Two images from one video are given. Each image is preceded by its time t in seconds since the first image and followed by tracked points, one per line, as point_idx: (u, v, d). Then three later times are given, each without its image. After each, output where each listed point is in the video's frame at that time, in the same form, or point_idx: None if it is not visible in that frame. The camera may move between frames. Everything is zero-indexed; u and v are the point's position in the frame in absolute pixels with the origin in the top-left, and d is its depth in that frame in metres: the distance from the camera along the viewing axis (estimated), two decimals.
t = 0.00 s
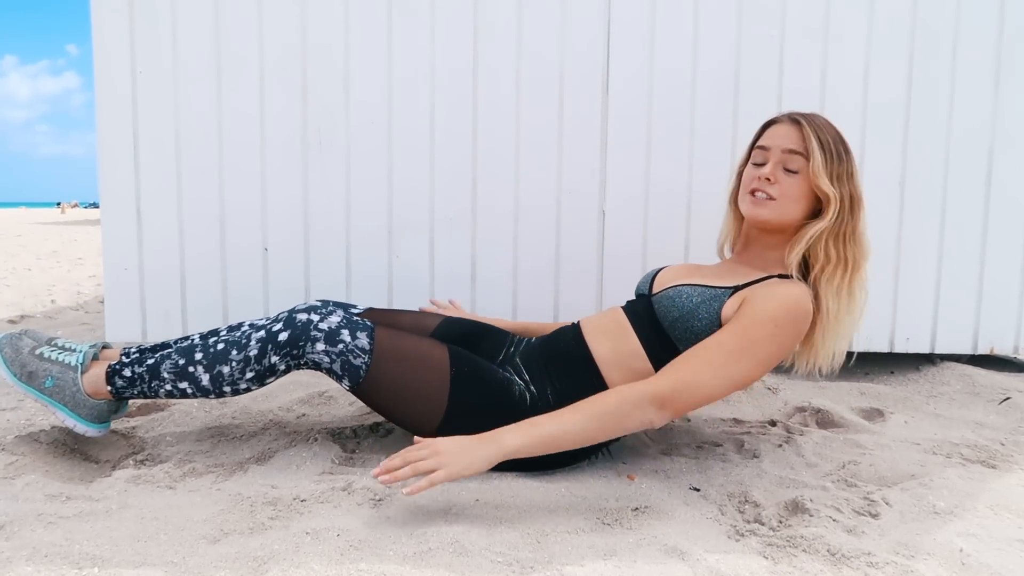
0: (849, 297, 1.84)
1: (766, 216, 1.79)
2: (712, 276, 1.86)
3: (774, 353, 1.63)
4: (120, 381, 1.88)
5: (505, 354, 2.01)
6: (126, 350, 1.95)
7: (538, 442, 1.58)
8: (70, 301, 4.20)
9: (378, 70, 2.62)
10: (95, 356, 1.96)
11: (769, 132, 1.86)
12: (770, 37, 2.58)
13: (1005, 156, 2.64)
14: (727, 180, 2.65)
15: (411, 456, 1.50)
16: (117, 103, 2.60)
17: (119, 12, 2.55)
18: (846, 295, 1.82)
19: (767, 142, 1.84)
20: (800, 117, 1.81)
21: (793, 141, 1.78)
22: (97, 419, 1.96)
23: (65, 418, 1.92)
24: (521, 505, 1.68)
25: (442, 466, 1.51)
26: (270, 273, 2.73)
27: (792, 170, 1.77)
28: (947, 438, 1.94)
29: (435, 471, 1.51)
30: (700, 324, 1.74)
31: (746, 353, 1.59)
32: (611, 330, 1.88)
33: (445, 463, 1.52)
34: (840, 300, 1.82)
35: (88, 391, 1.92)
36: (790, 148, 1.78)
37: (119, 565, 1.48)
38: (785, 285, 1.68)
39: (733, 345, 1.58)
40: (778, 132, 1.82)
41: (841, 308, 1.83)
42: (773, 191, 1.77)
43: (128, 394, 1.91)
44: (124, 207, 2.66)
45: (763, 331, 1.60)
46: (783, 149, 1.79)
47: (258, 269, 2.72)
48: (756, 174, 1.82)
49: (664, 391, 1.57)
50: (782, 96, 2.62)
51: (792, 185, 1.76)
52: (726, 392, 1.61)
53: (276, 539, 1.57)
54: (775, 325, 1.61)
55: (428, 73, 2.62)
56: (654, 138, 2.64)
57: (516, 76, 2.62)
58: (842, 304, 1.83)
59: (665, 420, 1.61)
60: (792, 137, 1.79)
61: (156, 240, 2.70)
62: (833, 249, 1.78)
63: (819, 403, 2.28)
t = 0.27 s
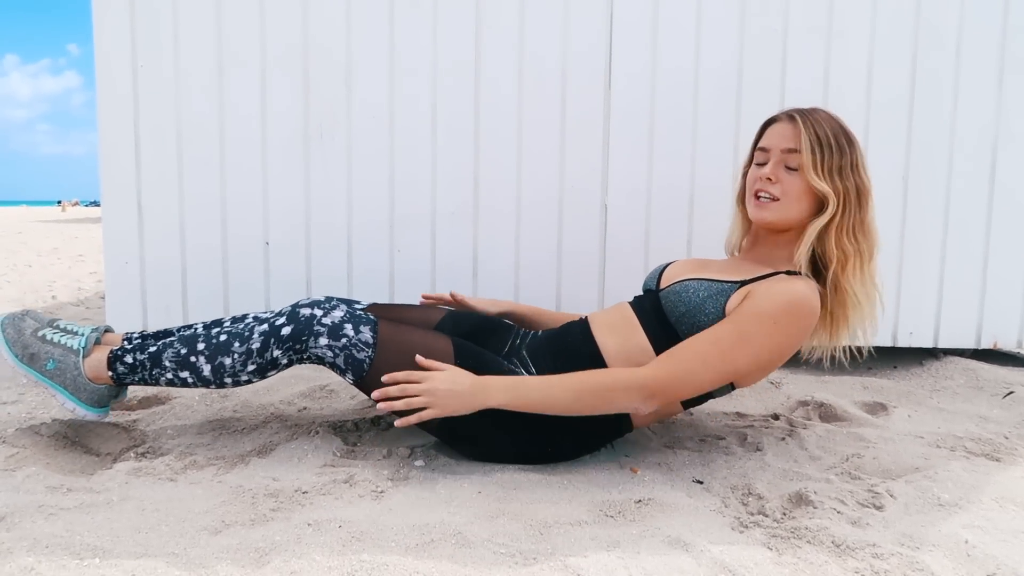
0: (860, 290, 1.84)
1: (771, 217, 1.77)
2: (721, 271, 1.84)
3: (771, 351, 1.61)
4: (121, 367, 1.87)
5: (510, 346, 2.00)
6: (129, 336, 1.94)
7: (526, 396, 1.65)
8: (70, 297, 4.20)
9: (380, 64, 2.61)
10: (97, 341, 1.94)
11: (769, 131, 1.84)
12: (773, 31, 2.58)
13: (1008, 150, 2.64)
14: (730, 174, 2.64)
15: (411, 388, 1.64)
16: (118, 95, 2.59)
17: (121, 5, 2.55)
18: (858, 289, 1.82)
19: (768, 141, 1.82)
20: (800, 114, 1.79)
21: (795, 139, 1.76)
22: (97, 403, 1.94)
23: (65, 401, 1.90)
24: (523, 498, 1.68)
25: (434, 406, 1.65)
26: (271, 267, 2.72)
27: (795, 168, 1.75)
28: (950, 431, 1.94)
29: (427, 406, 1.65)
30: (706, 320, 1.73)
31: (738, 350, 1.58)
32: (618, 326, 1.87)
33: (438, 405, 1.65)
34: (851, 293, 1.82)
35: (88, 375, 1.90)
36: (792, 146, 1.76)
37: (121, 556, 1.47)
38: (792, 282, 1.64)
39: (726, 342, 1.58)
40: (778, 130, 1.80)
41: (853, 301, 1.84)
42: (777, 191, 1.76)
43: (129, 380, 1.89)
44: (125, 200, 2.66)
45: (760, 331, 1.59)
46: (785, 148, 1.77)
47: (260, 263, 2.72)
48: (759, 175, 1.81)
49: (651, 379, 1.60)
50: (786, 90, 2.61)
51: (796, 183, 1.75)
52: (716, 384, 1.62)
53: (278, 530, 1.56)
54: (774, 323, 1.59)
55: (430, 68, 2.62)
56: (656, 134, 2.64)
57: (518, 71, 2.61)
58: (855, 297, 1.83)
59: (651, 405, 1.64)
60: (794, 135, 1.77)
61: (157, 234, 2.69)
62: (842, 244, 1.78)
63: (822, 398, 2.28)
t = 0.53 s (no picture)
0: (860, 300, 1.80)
1: (763, 224, 1.79)
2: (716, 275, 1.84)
3: (765, 349, 1.60)
4: (116, 364, 1.86)
5: (506, 348, 2.01)
6: (124, 335, 1.93)
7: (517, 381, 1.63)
8: (64, 301, 4.18)
9: (377, 65, 2.62)
10: (94, 338, 1.93)
11: (764, 139, 1.85)
12: (768, 34, 2.60)
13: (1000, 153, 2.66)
14: (725, 177, 2.65)
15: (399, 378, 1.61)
16: (114, 96, 2.59)
17: (118, 6, 2.55)
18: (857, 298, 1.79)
19: (763, 150, 1.84)
20: (794, 122, 1.79)
21: (787, 147, 1.76)
22: (92, 401, 1.92)
23: (60, 398, 1.89)
24: (518, 498, 1.67)
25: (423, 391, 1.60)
26: (267, 269, 2.72)
27: (787, 177, 1.76)
28: (946, 432, 1.94)
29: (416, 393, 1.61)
30: (703, 320, 1.72)
31: (734, 344, 1.57)
32: (615, 326, 1.87)
33: (427, 389, 1.60)
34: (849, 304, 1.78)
35: (84, 372, 1.89)
36: (785, 154, 1.76)
37: (113, 557, 1.46)
38: (790, 283, 1.64)
39: (722, 338, 1.57)
40: (772, 138, 1.81)
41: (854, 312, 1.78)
42: (769, 199, 1.77)
43: (124, 378, 1.88)
44: (121, 202, 2.65)
45: (757, 327, 1.58)
46: (777, 156, 1.78)
47: (255, 264, 2.71)
48: (754, 183, 1.83)
49: (644, 368, 1.58)
50: (780, 93, 2.63)
51: (787, 191, 1.75)
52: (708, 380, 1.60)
53: (272, 531, 1.55)
54: (771, 321, 1.58)
55: (427, 70, 2.62)
56: (652, 136, 2.65)
57: (515, 73, 2.62)
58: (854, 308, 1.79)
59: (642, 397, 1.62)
60: (786, 143, 1.77)
61: (152, 236, 2.69)
62: (838, 252, 1.75)
63: (818, 399, 2.28)
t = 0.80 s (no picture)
0: (848, 300, 1.83)
1: (757, 224, 1.78)
2: (707, 276, 1.85)
3: (759, 348, 1.60)
4: (104, 374, 1.85)
5: (496, 352, 2.01)
6: (113, 343, 1.91)
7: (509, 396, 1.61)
8: (52, 311, 4.14)
9: (368, 71, 2.63)
10: (82, 348, 1.91)
11: (758, 139, 1.85)
12: (756, 43, 2.63)
13: (986, 160, 2.69)
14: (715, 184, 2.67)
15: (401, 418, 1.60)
16: (105, 103, 2.59)
17: (109, 13, 2.56)
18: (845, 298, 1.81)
19: (757, 150, 1.84)
20: (789, 123, 1.80)
21: (783, 147, 1.77)
22: (81, 412, 1.91)
23: (47, 410, 1.88)
24: (510, 503, 1.66)
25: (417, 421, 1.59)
26: (257, 275, 2.71)
27: (783, 177, 1.76)
28: (937, 436, 1.95)
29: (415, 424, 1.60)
30: (692, 321, 1.73)
31: (727, 344, 1.57)
32: (605, 329, 1.87)
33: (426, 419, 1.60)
34: (837, 304, 1.81)
35: (71, 383, 1.87)
36: (781, 155, 1.77)
37: (98, 563, 1.43)
38: (779, 282, 1.65)
39: (715, 339, 1.56)
40: (767, 138, 1.81)
41: (840, 312, 1.82)
42: (765, 199, 1.77)
43: (112, 387, 1.87)
44: (111, 208, 2.64)
45: (749, 326, 1.58)
46: (773, 156, 1.78)
47: (246, 271, 2.70)
48: (748, 182, 1.82)
49: (638, 370, 1.57)
50: (769, 101, 2.66)
51: (783, 191, 1.76)
52: (704, 381, 1.59)
53: (260, 536, 1.53)
54: (763, 319, 1.59)
55: (419, 77, 2.64)
56: (643, 144, 2.67)
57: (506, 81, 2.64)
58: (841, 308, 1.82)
59: (638, 401, 1.61)
60: (782, 143, 1.78)
61: (143, 243, 2.67)
62: (829, 253, 1.77)
63: (809, 404, 2.28)
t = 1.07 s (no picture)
0: (844, 302, 1.84)
1: (752, 230, 1.78)
2: (704, 282, 1.84)
3: (761, 359, 1.60)
4: (94, 386, 1.84)
5: (489, 356, 1.99)
6: (102, 354, 1.90)
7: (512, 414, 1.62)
8: (45, 317, 4.12)
9: (362, 76, 2.64)
10: (72, 361, 1.90)
11: (751, 144, 1.85)
12: (749, 48, 2.65)
13: (978, 165, 2.71)
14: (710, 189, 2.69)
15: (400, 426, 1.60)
16: (98, 105, 2.59)
17: (102, 17, 2.56)
18: (841, 300, 1.83)
19: (751, 155, 1.83)
20: (782, 128, 1.80)
21: (776, 153, 1.77)
22: (71, 424, 1.91)
23: (36, 423, 1.87)
24: (505, 507, 1.65)
25: (420, 433, 1.59)
26: (251, 279, 2.70)
27: (776, 183, 1.76)
28: (932, 439, 1.95)
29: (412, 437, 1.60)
30: (689, 328, 1.73)
31: (730, 358, 1.57)
32: (601, 334, 1.86)
33: (424, 432, 1.59)
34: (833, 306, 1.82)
35: (61, 396, 1.87)
36: (776, 162, 1.76)
37: (90, 568, 1.42)
38: (774, 291, 1.65)
39: (718, 353, 1.56)
40: (760, 144, 1.81)
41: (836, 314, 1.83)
42: (759, 206, 1.77)
43: (103, 400, 1.86)
44: (105, 212, 2.64)
45: (750, 338, 1.58)
46: (766, 162, 1.78)
47: (241, 275, 2.69)
48: (742, 188, 1.82)
49: (644, 391, 1.57)
50: (762, 106, 2.67)
51: (777, 197, 1.76)
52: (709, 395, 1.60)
53: (253, 541, 1.52)
54: (763, 331, 1.59)
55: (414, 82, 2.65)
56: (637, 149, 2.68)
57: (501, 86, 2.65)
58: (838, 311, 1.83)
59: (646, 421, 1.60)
60: (775, 149, 1.78)
61: (136, 247, 2.66)
62: (824, 257, 1.78)
63: (804, 408, 2.28)
